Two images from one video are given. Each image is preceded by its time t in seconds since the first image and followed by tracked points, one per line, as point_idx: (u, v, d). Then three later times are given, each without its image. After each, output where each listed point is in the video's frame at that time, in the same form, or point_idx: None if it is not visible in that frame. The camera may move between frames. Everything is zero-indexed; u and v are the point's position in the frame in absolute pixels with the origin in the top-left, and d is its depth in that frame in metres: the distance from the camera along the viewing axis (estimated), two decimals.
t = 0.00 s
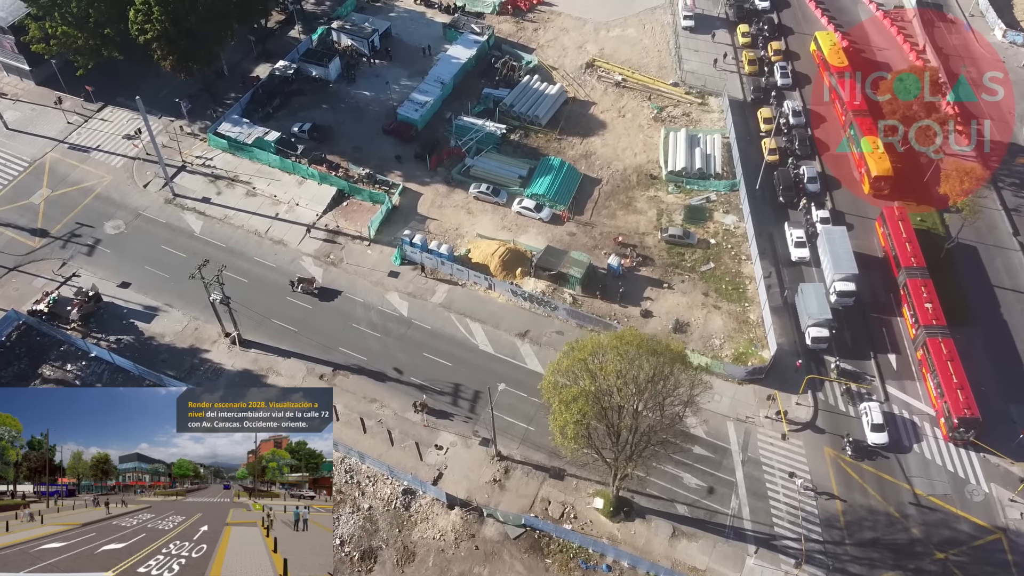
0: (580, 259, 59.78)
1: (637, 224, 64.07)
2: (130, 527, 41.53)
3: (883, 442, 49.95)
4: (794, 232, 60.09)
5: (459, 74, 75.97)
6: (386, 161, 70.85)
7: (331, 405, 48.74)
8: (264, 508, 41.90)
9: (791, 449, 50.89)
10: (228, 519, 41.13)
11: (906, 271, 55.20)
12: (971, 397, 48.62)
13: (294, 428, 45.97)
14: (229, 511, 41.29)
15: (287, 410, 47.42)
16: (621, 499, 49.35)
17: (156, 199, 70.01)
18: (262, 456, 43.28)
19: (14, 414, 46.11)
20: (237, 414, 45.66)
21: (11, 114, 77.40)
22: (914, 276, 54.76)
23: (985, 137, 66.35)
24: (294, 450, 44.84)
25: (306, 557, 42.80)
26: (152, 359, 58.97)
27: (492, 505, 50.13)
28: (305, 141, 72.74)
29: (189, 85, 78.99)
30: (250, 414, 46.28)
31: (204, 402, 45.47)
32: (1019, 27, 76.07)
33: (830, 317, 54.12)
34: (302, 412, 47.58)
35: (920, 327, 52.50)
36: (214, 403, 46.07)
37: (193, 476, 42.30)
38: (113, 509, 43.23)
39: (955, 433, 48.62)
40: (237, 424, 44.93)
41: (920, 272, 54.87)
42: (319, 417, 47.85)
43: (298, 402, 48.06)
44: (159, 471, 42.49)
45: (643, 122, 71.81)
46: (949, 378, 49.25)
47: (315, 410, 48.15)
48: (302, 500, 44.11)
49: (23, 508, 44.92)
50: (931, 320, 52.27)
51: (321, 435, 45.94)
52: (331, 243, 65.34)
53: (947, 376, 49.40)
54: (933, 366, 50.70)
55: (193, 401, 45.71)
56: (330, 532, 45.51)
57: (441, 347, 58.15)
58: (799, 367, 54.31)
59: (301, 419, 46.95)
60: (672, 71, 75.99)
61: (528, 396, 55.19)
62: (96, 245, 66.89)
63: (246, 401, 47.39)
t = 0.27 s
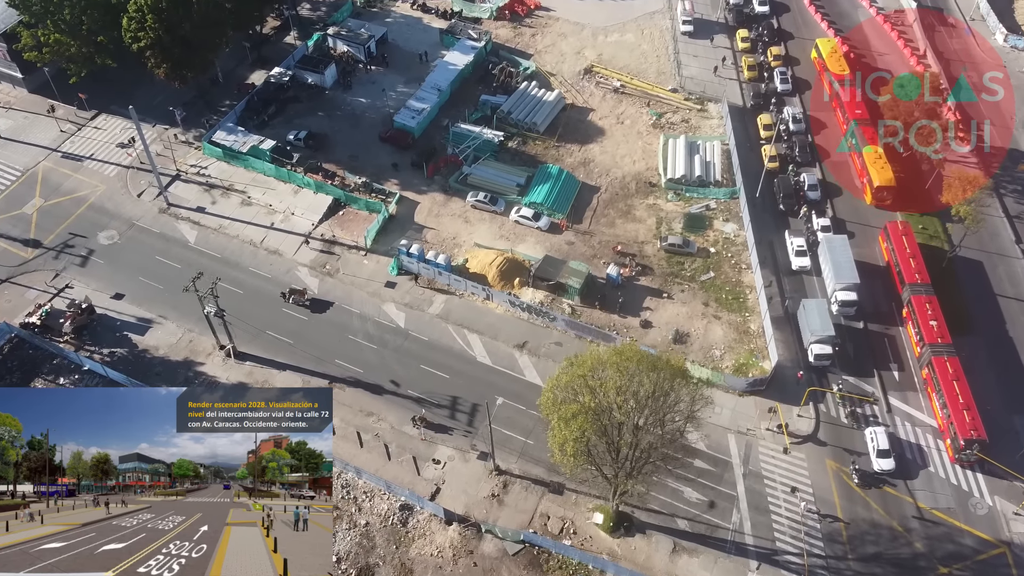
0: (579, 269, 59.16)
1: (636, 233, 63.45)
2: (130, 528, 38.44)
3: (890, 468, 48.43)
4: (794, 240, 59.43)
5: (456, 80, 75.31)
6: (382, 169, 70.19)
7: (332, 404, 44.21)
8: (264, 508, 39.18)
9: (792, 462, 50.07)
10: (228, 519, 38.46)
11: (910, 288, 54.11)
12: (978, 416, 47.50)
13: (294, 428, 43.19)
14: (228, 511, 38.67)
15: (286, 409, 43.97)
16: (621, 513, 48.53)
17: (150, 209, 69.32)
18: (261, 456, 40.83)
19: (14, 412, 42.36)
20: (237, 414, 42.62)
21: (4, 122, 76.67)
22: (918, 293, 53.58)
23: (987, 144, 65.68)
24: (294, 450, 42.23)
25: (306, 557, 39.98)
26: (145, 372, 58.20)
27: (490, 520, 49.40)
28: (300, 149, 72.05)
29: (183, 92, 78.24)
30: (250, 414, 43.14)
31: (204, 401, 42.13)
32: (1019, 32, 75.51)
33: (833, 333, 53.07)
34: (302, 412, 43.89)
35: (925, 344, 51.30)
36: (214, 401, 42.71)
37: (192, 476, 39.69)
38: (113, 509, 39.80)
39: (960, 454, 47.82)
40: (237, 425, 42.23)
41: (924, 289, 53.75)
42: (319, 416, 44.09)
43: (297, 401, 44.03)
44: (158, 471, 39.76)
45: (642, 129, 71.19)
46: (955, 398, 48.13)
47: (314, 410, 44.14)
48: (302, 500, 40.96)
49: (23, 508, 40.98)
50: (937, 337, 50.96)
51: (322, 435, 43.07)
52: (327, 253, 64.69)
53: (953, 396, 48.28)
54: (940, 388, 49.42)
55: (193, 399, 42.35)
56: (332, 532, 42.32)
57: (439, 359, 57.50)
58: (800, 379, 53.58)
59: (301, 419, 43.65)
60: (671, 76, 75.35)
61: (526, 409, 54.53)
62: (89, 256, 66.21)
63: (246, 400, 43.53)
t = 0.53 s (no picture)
0: (572, 279, 58.45)
1: (629, 241, 62.86)
2: (130, 528, 38.19)
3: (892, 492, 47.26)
4: (788, 247, 58.89)
5: (445, 88, 74.57)
6: (372, 179, 69.39)
7: (332, 404, 42.40)
8: (264, 508, 38.83)
9: (789, 474, 49.35)
10: (228, 519, 38.18)
11: (909, 302, 53.09)
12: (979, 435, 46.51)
13: (294, 428, 41.88)
14: (228, 511, 38.25)
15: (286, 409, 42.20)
16: (618, 528, 47.46)
17: (136, 222, 68.35)
18: (262, 456, 39.96)
19: (15, 413, 41.78)
20: (237, 414, 41.29)
21: None
22: (917, 308, 52.60)
23: (980, 146, 65.46)
24: (294, 450, 41.25)
25: (306, 557, 39.48)
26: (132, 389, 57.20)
27: (485, 537, 48.50)
28: (289, 159, 71.15)
29: (169, 102, 77.17)
30: (251, 414, 41.68)
31: (204, 401, 40.92)
32: (1010, 33, 75.24)
33: (831, 350, 52.15)
34: (302, 412, 42.08)
35: (924, 361, 50.18)
36: (214, 401, 41.51)
37: (192, 477, 38.90)
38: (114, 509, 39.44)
39: (961, 474, 46.36)
40: (237, 424, 41.04)
41: (923, 305, 52.66)
42: (320, 416, 42.57)
43: (297, 401, 42.04)
44: (158, 471, 39.00)
45: (634, 135, 70.60)
46: (956, 417, 47.03)
47: (315, 409, 42.36)
48: (302, 500, 40.49)
49: (24, 508, 40.86)
50: (936, 354, 49.98)
51: (322, 435, 41.94)
52: (316, 265, 63.88)
53: (954, 415, 47.19)
54: (940, 405, 48.35)
55: (193, 399, 41.08)
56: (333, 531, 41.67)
57: (431, 372, 56.76)
58: (796, 389, 52.96)
59: (301, 419, 42.09)
60: (662, 81, 74.78)
61: (520, 422, 53.79)
62: (75, 271, 65.20)
63: (246, 399, 41.72)
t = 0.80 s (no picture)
0: (565, 290, 57.67)
1: (622, 250, 62.26)
2: (130, 528, 38.53)
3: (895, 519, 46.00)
4: (783, 254, 58.37)
5: (435, 95, 73.73)
6: (362, 189, 68.54)
7: (332, 404, 41.54)
8: (264, 508, 38.41)
9: (787, 487, 48.68)
10: (227, 519, 38.05)
11: (908, 318, 52.02)
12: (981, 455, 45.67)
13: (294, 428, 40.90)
14: (228, 511, 38.12)
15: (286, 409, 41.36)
16: (615, 545, 46.62)
17: (122, 236, 67.32)
18: (262, 456, 39.38)
19: (15, 413, 41.62)
20: (237, 414, 40.80)
21: None
22: (917, 324, 51.54)
23: (975, 149, 65.22)
24: (294, 450, 40.36)
25: (306, 557, 38.89)
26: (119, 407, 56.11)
27: (480, 555, 47.60)
28: (277, 170, 70.21)
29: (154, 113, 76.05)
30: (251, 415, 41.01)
31: (204, 400, 40.61)
32: (1002, 35, 74.98)
33: (830, 368, 51.20)
34: (302, 412, 41.21)
35: (924, 380, 49.28)
36: (214, 401, 41.17)
37: (192, 476, 38.80)
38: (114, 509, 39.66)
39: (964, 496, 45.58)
40: (237, 424, 40.56)
41: (923, 320, 51.64)
42: (320, 416, 41.56)
43: (297, 401, 41.19)
44: (158, 471, 38.92)
45: (625, 142, 70.01)
46: (957, 437, 46.11)
47: (314, 409, 41.44)
48: (302, 500, 39.69)
49: (24, 508, 40.79)
50: (937, 373, 48.95)
51: (322, 435, 41.01)
52: (306, 278, 63.00)
53: (955, 434, 46.27)
54: (941, 424, 47.55)
55: (193, 399, 40.88)
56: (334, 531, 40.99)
57: (423, 387, 55.91)
58: (793, 399, 52.34)
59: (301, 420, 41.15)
60: (653, 87, 74.18)
61: (514, 437, 53.02)
62: (61, 287, 64.10)
63: (246, 399, 41.10)
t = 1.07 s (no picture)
0: (559, 301, 57.13)
1: (616, 259, 61.69)
2: (130, 527, 37.02)
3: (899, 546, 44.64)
4: (778, 263, 57.90)
5: (424, 104, 73.02)
6: (352, 201, 67.71)
7: (333, 403, 39.35)
8: (264, 507, 36.78)
9: (785, 501, 48.05)
10: (227, 519, 36.54)
11: (908, 336, 50.98)
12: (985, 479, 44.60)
13: (293, 428, 39.13)
14: (228, 511, 36.58)
15: (286, 409, 39.55)
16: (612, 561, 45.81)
17: (109, 251, 66.33)
18: (262, 456, 37.74)
19: (15, 412, 40.30)
20: (238, 414, 39.15)
21: None
22: (917, 342, 50.48)
23: (967, 153, 65.05)
24: (294, 450, 38.62)
25: (307, 556, 37.73)
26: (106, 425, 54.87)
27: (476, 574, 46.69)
28: (265, 182, 69.29)
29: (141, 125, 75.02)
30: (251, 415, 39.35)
31: (203, 400, 38.87)
32: (993, 37, 74.78)
33: (829, 387, 50.28)
34: (302, 412, 39.23)
35: (925, 400, 48.28)
36: (215, 401, 39.39)
37: (192, 476, 37.18)
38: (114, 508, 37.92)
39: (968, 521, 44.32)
40: (237, 425, 38.92)
41: (923, 339, 50.57)
42: (320, 416, 39.55)
43: (297, 401, 39.10)
44: (158, 470, 37.44)
45: (618, 149, 69.46)
46: (961, 460, 45.08)
47: (314, 409, 39.38)
48: (302, 500, 37.79)
49: (23, 507, 38.91)
50: (938, 393, 47.98)
51: (322, 435, 39.06)
52: (296, 292, 62.14)
53: (959, 457, 45.24)
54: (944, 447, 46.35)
55: (193, 398, 39.20)
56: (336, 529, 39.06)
57: (416, 402, 55.09)
58: (791, 410, 51.68)
59: (301, 419, 39.29)
60: (645, 93, 73.66)
61: (509, 451, 52.27)
62: (47, 304, 62.98)
63: (246, 398, 39.32)
